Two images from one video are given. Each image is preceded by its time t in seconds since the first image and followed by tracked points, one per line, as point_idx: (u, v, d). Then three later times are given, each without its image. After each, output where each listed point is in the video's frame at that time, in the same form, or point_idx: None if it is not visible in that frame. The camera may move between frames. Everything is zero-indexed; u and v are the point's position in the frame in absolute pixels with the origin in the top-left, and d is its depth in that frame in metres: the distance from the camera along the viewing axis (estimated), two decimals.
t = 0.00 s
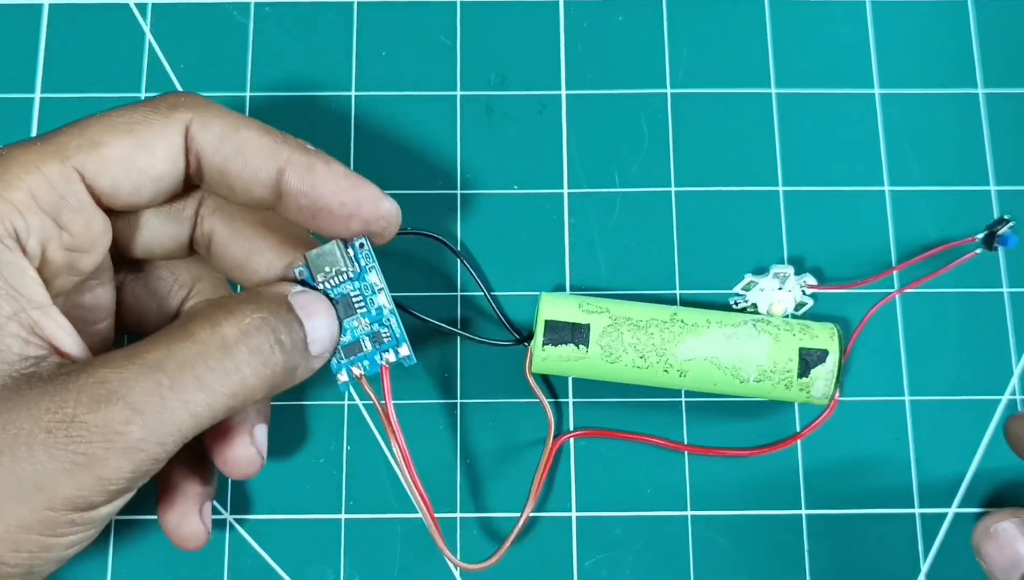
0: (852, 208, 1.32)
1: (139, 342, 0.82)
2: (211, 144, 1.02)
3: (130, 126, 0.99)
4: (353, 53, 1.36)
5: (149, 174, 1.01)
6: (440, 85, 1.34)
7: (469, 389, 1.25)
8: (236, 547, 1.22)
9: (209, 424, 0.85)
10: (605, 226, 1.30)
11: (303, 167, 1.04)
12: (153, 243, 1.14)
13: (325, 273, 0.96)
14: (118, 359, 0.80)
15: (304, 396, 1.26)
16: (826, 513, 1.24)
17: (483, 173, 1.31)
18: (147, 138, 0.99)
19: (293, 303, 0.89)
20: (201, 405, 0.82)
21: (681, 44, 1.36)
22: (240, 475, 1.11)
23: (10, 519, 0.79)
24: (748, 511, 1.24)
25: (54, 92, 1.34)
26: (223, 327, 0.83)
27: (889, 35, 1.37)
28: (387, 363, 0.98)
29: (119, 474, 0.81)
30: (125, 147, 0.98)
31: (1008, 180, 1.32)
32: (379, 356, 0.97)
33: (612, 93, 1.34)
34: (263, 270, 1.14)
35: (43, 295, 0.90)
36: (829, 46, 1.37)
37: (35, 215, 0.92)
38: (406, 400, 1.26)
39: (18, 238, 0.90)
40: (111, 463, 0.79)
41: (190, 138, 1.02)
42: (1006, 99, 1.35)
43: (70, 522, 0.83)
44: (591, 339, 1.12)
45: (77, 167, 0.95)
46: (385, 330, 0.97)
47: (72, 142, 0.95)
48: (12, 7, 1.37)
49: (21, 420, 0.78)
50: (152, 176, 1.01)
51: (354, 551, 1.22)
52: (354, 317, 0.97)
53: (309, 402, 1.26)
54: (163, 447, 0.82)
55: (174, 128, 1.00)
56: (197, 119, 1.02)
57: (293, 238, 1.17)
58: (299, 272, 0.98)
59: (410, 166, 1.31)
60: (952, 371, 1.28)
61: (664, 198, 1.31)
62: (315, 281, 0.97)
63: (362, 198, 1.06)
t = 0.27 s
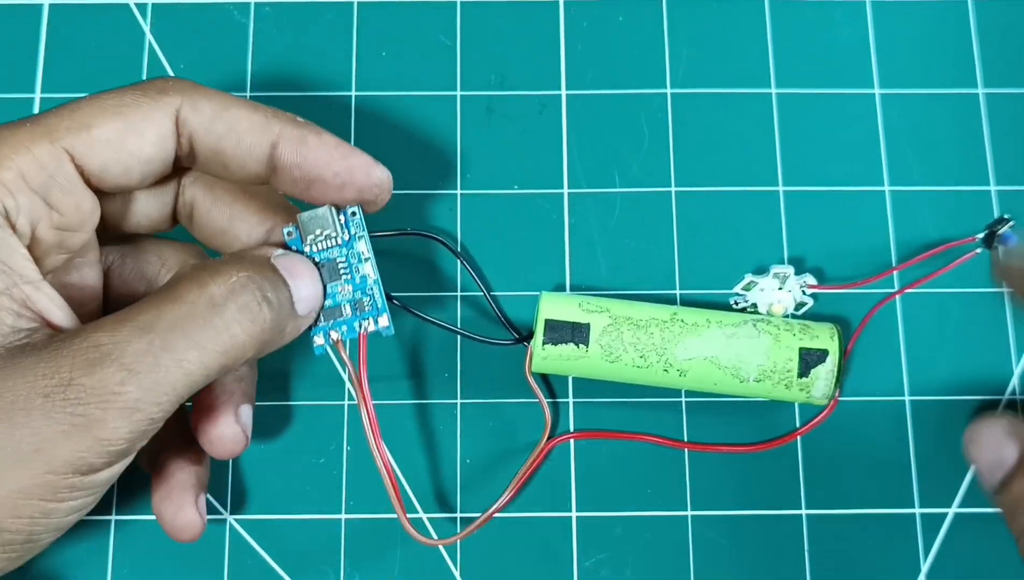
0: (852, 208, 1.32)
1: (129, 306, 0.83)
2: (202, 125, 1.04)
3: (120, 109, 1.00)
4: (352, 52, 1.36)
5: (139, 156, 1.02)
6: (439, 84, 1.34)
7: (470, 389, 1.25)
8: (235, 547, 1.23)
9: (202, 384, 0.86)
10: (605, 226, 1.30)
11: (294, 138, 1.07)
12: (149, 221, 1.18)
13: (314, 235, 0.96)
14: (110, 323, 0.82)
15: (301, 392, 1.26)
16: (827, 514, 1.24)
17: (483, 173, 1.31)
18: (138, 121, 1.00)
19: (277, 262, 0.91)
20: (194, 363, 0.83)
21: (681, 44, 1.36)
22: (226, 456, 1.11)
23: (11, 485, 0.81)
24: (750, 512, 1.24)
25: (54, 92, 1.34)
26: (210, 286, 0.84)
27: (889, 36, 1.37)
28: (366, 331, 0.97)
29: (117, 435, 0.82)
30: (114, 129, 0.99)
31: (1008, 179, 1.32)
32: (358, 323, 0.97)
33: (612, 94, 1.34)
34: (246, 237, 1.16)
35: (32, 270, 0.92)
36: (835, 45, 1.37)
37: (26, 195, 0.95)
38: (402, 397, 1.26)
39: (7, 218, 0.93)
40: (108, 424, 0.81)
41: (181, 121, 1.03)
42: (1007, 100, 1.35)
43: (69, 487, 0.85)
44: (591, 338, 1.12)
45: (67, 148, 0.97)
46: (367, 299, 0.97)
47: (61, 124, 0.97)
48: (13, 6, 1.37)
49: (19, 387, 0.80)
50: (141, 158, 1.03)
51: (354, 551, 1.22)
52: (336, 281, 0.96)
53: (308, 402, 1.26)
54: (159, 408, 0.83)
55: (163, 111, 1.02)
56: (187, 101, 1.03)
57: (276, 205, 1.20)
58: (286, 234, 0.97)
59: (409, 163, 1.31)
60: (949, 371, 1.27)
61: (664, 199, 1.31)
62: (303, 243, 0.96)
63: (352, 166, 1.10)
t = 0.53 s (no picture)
0: (852, 208, 1.32)
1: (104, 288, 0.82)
2: (172, 99, 1.04)
3: (85, 91, 1.00)
4: (352, 52, 1.36)
5: (111, 137, 1.03)
6: (439, 84, 1.34)
7: (469, 389, 1.26)
8: (235, 547, 1.23)
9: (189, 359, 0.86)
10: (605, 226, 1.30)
11: (269, 100, 1.08)
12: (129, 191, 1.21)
13: (300, 192, 0.98)
14: (86, 308, 0.80)
15: (301, 391, 1.26)
16: (826, 514, 1.24)
17: (483, 174, 1.31)
18: (105, 102, 1.00)
19: (253, 228, 0.90)
20: (177, 340, 0.83)
21: (681, 43, 1.36)
22: (218, 430, 1.12)
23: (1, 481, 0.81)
24: (750, 512, 1.24)
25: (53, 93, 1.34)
26: (184, 261, 0.83)
27: (889, 35, 1.37)
28: (350, 291, 1.00)
29: (105, 420, 0.81)
30: (81, 113, 0.99)
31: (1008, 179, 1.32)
32: (342, 283, 0.99)
33: (612, 94, 1.34)
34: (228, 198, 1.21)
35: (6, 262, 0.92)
36: (835, 45, 1.37)
37: None
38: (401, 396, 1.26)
39: None
40: (94, 410, 0.80)
41: (151, 97, 1.03)
42: (1008, 99, 1.35)
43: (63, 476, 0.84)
44: (591, 329, 1.12)
45: (36, 138, 0.97)
46: (350, 259, 0.99)
47: (28, 113, 0.97)
48: (12, 6, 1.37)
49: None
50: (114, 139, 1.03)
51: (353, 551, 1.22)
52: (322, 240, 0.99)
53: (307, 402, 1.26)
54: (146, 387, 0.83)
55: (132, 89, 1.02)
56: (155, 78, 1.03)
57: (250, 159, 1.23)
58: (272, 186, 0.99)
59: (409, 163, 1.32)
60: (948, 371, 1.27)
61: (664, 198, 1.31)
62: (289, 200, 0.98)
63: (334, 121, 1.12)
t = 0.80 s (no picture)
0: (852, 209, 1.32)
1: (124, 294, 0.87)
2: (176, 88, 1.06)
3: (90, 86, 1.01)
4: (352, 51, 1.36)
5: (118, 131, 1.03)
6: (439, 84, 1.34)
7: (469, 389, 1.25)
8: (235, 548, 1.23)
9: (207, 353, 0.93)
10: (605, 226, 1.30)
11: (267, 77, 1.09)
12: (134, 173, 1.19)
13: (320, 164, 0.99)
14: (115, 315, 0.86)
15: (300, 391, 1.26)
16: (827, 514, 1.24)
17: (483, 174, 1.31)
18: (110, 97, 1.02)
19: (258, 212, 0.90)
20: (201, 338, 0.89)
21: (680, 43, 1.36)
22: (226, 418, 1.18)
23: (45, 481, 0.87)
24: (750, 512, 1.24)
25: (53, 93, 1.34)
26: (200, 263, 0.88)
27: (889, 35, 1.37)
28: (359, 261, 1.04)
29: (141, 418, 0.89)
30: (89, 108, 1.00)
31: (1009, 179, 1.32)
32: (353, 252, 1.03)
33: (612, 94, 1.34)
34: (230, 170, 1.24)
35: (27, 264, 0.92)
36: (835, 45, 1.37)
37: (14, 185, 0.95)
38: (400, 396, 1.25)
39: None
40: (132, 410, 0.87)
41: (153, 88, 1.05)
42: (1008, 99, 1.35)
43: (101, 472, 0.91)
44: (610, 309, 1.12)
45: (46, 134, 0.98)
46: (365, 232, 1.03)
47: (35, 110, 0.97)
48: (12, 6, 1.37)
49: (40, 389, 0.84)
50: (122, 133, 1.04)
51: (353, 551, 1.22)
52: (337, 209, 1.01)
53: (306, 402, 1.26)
54: (174, 382, 0.90)
55: (135, 82, 1.03)
56: (156, 69, 1.04)
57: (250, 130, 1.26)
58: (291, 148, 0.99)
59: (406, 161, 1.32)
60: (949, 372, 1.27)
61: (663, 199, 1.31)
62: (308, 167, 1.00)
63: (333, 91, 1.12)
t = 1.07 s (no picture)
0: (851, 209, 1.32)
1: (138, 297, 0.90)
2: (199, 109, 1.10)
3: (116, 104, 1.04)
4: (352, 52, 1.36)
5: (139, 149, 1.06)
6: (439, 85, 1.34)
7: (470, 389, 1.26)
8: (235, 548, 1.23)
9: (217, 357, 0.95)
10: (605, 226, 1.30)
11: (289, 99, 1.14)
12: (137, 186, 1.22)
13: (336, 178, 1.06)
14: (132, 317, 0.88)
15: (301, 392, 1.26)
16: (827, 514, 1.24)
17: (484, 174, 1.32)
18: (134, 116, 1.04)
19: (269, 219, 0.95)
20: (213, 340, 0.92)
21: (680, 43, 1.37)
22: (229, 420, 1.21)
23: (61, 481, 0.87)
24: (750, 512, 1.24)
25: (53, 93, 1.35)
26: (212, 267, 0.91)
27: (889, 35, 1.37)
28: (365, 273, 1.12)
29: (155, 419, 0.90)
30: (113, 125, 1.03)
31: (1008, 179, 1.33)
32: (359, 265, 1.11)
33: (612, 94, 1.34)
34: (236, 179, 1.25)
35: (43, 271, 0.94)
36: (835, 44, 1.37)
37: (32, 197, 0.97)
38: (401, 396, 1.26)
39: (15, 221, 0.96)
40: (146, 411, 0.89)
41: (177, 108, 1.08)
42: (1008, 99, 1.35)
43: (115, 472, 0.91)
44: (611, 311, 1.12)
45: (68, 148, 1.00)
46: (372, 246, 1.10)
47: (60, 123, 1.00)
48: (12, 6, 1.37)
49: (57, 389, 0.86)
50: (142, 152, 1.06)
51: (354, 551, 1.22)
52: (347, 222, 1.08)
53: (306, 402, 1.26)
54: (186, 385, 0.92)
55: (159, 103, 1.06)
56: (181, 90, 1.08)
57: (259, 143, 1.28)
58: (306, 161, 1.06)
59: (405, 160, 1.32)
60: (948, 371, 1.27)
61: (663, 199, 1.31)
62: (322, 179, 1.06)
63: (353, 113, 1.17)
